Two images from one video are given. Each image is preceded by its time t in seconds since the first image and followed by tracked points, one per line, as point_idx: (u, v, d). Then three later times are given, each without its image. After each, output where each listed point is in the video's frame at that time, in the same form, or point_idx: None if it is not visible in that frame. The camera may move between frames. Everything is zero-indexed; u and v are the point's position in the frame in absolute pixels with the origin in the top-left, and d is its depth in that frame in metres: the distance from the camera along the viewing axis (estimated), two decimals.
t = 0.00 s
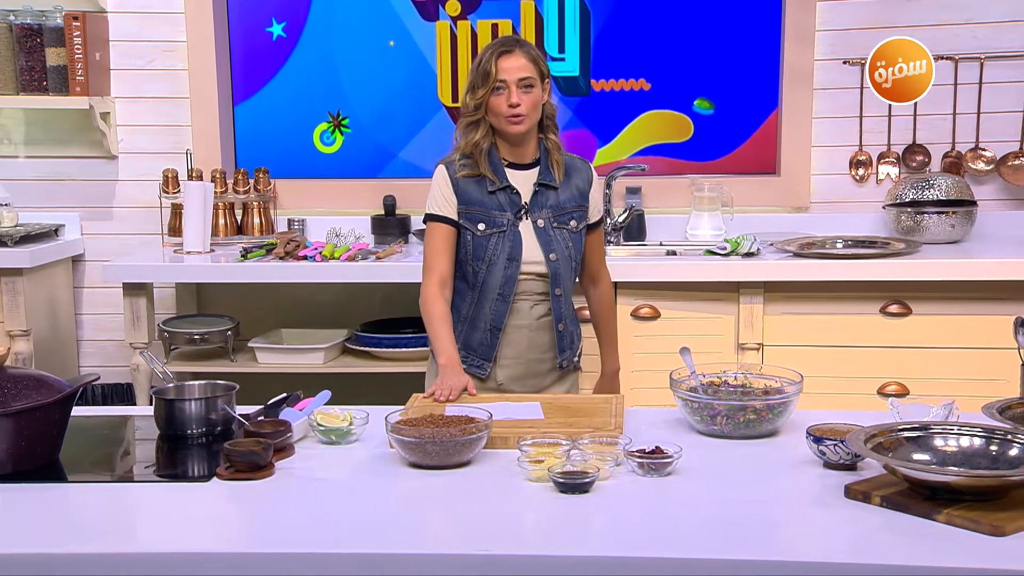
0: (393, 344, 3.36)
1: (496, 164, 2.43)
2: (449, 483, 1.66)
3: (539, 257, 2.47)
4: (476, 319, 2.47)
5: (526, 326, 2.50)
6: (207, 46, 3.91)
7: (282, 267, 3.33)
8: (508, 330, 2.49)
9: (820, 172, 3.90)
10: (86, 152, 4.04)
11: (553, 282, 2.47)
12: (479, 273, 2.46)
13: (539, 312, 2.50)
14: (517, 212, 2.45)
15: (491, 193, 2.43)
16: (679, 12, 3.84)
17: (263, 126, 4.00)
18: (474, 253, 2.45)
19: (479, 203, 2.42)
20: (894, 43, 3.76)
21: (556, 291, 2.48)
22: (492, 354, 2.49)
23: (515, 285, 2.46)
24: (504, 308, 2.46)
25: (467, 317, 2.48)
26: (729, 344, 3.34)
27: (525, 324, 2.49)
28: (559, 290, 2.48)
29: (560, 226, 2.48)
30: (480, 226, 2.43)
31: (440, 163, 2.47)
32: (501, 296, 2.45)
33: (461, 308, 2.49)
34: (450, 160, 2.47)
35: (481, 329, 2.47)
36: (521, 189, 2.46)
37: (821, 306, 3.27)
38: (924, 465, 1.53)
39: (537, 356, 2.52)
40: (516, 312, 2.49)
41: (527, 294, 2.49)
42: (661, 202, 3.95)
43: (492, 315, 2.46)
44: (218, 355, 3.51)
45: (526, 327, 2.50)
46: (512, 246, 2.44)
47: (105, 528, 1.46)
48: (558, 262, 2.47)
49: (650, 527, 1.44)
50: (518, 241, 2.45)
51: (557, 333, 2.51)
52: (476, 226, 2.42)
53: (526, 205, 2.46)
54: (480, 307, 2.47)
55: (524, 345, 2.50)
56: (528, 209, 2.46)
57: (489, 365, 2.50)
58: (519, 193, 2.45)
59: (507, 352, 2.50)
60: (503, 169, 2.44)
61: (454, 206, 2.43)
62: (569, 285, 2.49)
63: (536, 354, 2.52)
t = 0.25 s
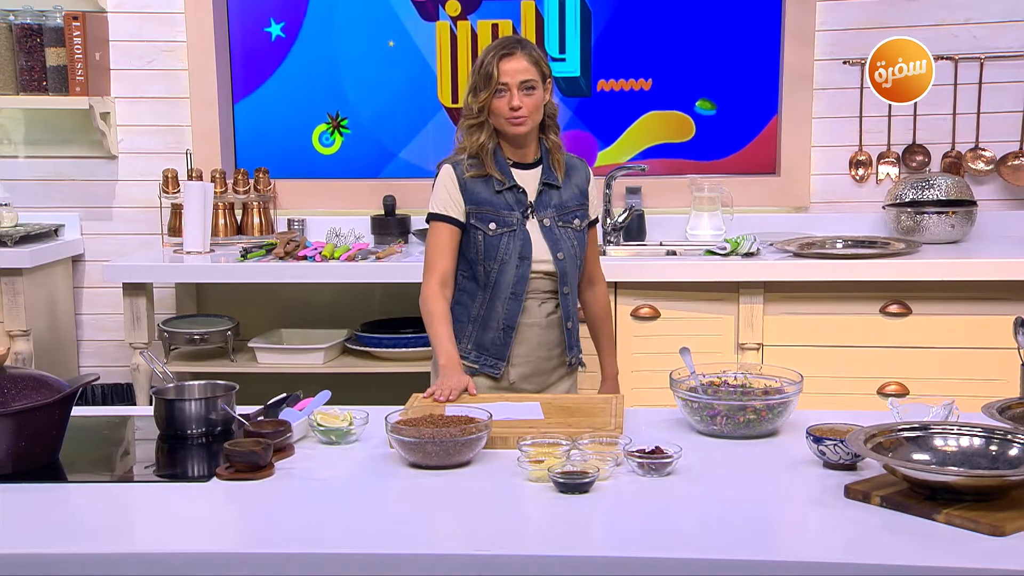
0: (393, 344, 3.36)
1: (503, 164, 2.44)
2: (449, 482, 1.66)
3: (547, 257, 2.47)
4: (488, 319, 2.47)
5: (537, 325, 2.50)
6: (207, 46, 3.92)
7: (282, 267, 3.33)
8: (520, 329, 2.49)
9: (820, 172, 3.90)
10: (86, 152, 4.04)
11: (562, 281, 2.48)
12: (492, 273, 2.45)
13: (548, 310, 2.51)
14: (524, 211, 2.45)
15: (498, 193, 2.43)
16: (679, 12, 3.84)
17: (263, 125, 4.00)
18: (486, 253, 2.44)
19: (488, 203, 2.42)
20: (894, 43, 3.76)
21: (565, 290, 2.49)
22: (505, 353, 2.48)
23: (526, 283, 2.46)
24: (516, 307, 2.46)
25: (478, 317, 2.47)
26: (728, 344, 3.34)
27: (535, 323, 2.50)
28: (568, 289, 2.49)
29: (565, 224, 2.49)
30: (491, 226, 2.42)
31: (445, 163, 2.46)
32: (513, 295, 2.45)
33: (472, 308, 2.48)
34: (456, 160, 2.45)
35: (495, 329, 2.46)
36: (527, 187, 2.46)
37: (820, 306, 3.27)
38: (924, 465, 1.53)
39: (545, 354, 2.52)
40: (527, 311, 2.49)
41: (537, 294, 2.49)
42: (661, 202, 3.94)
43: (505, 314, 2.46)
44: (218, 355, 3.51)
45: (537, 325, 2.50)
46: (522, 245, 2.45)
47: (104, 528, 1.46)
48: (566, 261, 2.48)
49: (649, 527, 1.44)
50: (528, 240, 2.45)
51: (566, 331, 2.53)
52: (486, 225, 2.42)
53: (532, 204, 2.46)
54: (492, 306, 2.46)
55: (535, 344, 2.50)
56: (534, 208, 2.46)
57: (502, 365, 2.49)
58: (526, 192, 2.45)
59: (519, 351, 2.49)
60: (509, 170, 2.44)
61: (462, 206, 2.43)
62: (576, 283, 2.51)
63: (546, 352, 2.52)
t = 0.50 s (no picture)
0: (392, 344, 3.36)
1: (498, 165, 2.44)
2: (449, 483, 1.66)
3: (542, 257, 2.47)
4: (484, 318, 2.47)
5: (534, 325, 2.50)
6: (207, 46, 3.92)
7: (282, 267, 3.33)
8: (516, 329, 2.49)
9: (819, 172, 3.90)
10: (85, 152, 4.04)
11: (558, 281, 2.48)
12: (487, 273, 2.45)
13: (545, 310, 2.51)
14: (519, 212, 2.46)
15: (493, 194, 2.43)
16: (679, 12, 3.84)
17: (262, 125, 4.00)
18: (480, 253, 2.44)
19: (483, 203, 2.42)
20: (893, 43, 3.77)
21: (561, 290, 2.49)
22: (501, 353, 2.48)
23: (522, 284, 2.46)
24: (512, 307, 2.46)
25: (474, 316, 2.47)
26: (728, 344, 3.34)
27: (532, 323, 2.50)
28: (565, 288, 2.49)
29: (561, 225, 2.49)
30: (486, 226, 2.43)
31: (441, 164, 2.46)
32: (508, 295, 2.45)
33: (468, 308, 2.48)
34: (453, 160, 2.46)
35: (490, 329, 2.46)
36: (522, 188, 2.47)
37: (820, 306, 3.27)
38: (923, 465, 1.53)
39: (542, 354, 2.52)
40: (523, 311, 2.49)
41: (533, 293, 2.49)
42: (661, 202, 3.95)
43: (501, 314, 2.46)
44: (217, 355, 3.51)
45: (534, 325, 2.50)
46: (517, 246, 2.45)
47: (104, 528, 1.46)
48: (561, 261, 2.48)
49: (649, 527, 1.44)
50: (523, 240, 2.45)
51: (562, 331, 2.52)
52: (481, 225, 2.42)
53: (527, 205, 2.46)
54: (487, 307, 2.46)
55: (532, 343, 2.50)
56: (529, 208, 2.46)
57: (497, 364, 2.49)
58: (521, 193, 2.45)
59: (515, 350, 2.49)
60: (504, 170, 2.44)
61: (457, 206, 2.42)
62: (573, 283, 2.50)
63: (543, 352, 2.52)
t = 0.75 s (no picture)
0: (391, 344, 3.36)
1: (488, 166, 2.44)
2: (448, 483, 1.66)
3: (530, 259, 2.47)
4: (470, 321, 2.48)
5: (521, 328, 2.50)
6: (206, 46, 3.91)
7: (281, 267, 3.33)
8: (502, 332, 2.50)
9: (818, 172, 3.90)
10: (84, 152, 4.03)
11: (545, 283, 2.47)
12: (471, 276, 2.46)
13: (532, 314, 2.50)
14: (509, 214, 2.45)
15: (482, 195, 2.44)
16: (678, 12, 3.84)
17: (261, 125, 4.00)
18: (466, 256, 2.46)
19: (470, 205, 2.43)
20: (892, 43, 3.77)
21: (548, 292, 2.47)
22: (485, 356, 2.50)
23: (507, 287, 2.47)
24: (496, 310, 2.47)
25: (459, 319, 2.49)
26: (727, 344, 3.34)
27: (518, 326, 2.50)
28: (553, 291, 2.47)
29: (552, 226, 2.47)
30: (471, 229, 2.43)
31: (432, 165, 2.48)
32: (492, 298, 2.45)
33: (455, 309, 2.51)
34: (443, 162, 2.47)
35: (474, 332, 2.48)
36: (512, 190, 2.46)
37: (820, 305, 3.27)
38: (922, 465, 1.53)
39: (531, 358, 2.52)
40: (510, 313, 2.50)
41: (520, 296, 2.49)
42: (660, 202, 3.95)
43: (485, 317, 2.47)
44: (216, 355, 3.51)
45: (521, 329, 2.50)
46: (503, 249, 2.44)
47: (103, 528, 1.46)
48: (550, 264, 2.46)
49: (648, 527, 1.44)
50: (510, 243, 2.45)
51: (551, 334, 2.50)
52: (467, 228, 2.43)
53: (518, 207, 2.46)
54: (473, 309, 2.47)
55: (517, 347, 2.50)
56: (520, 209, 2.46)
57: (482, 367, 2.51)
58: (512, 195, 2.45)
59: (501, 354, 2.50)
60: (495, 171, 2.45)
61: (446, 208, 2.44)
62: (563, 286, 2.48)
63: (530, 356, 2.51)
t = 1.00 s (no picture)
0: (391, 344, 3.37)
1: (478, 167, 2.44)
2: (447, 483, 1.66)
3: (522, 261, 2.46)
4: (461, 326, 2.49)
5: (513, 334, 2.52)
6: (206, 46, 3.92)
7: (281, 267, 3.33)
8: (493, 337, 2.52)
9: (818, 172, 3.90)
10: (83, 152, 4.03)
11: (538, 286, 2.46)
12: (461, 279, 2.47)
13: (524, 318, 2.52)
14: (499, 215, 2.45)
15: (471, 198, 2.44)
16: (678, 12, 3.84)
17: (261, 125, 4.00)
18: (456, 260, 2.46)
19: (459, 208, 2.43)
20: (891, 43, 3.77)
21: (541, 295, 2.46)
22: (477, 360, 2.52)
23: (497, 292, 2.48)
24: (487, 314, 2.48)
25: (450, 323, 2.51)
26: (727, 344, 3.34)
27: (510, 331, 2.52)
28: (546, 294, 2.47)
29: (544, 227, 2.45)
30: (460, 232, 2.43)
31: (422, 169, 2.48)
32: (483, 302, 2.47)
33: (446, 313, 2.51)
34: (432, 165, 2.48)
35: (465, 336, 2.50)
36: (504, 191, 2.46)
37: (820, 306, 3.27)
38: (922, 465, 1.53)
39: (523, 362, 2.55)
40: (502, 319, 2.52)
41: (511, 301, 2.51)
42: (659, 202, 3.95)
43: (475, 322, 2.49)
44: (216, 355, 3.51)
45: (512, 334, 2.52)
46: (492, 252, 2.45)
47: (103, 528, 1.46)
48: (542, 265, 2.45)
49: (649, 527, 1.44)
50: (499, 245, 2.45)
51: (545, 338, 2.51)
52: (455, 232, 2.43)
53: (510, 208, 2.45)
54: (464, 314, 2.48)
55: (509, 352, 2.53)
56: (512, 210, 2.46)
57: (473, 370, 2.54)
58: (502, 196, 2.45)
59: (492, 359, 2.54)
60: (485, 172, 2.44)
61: (434, 213, 2.44)
62: (556, 288, 2.47)
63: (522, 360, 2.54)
